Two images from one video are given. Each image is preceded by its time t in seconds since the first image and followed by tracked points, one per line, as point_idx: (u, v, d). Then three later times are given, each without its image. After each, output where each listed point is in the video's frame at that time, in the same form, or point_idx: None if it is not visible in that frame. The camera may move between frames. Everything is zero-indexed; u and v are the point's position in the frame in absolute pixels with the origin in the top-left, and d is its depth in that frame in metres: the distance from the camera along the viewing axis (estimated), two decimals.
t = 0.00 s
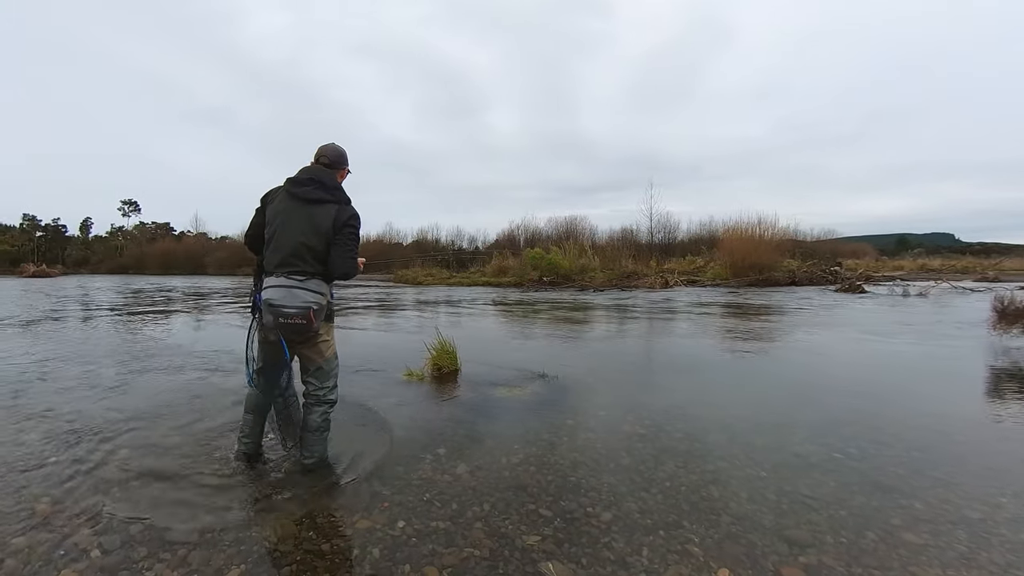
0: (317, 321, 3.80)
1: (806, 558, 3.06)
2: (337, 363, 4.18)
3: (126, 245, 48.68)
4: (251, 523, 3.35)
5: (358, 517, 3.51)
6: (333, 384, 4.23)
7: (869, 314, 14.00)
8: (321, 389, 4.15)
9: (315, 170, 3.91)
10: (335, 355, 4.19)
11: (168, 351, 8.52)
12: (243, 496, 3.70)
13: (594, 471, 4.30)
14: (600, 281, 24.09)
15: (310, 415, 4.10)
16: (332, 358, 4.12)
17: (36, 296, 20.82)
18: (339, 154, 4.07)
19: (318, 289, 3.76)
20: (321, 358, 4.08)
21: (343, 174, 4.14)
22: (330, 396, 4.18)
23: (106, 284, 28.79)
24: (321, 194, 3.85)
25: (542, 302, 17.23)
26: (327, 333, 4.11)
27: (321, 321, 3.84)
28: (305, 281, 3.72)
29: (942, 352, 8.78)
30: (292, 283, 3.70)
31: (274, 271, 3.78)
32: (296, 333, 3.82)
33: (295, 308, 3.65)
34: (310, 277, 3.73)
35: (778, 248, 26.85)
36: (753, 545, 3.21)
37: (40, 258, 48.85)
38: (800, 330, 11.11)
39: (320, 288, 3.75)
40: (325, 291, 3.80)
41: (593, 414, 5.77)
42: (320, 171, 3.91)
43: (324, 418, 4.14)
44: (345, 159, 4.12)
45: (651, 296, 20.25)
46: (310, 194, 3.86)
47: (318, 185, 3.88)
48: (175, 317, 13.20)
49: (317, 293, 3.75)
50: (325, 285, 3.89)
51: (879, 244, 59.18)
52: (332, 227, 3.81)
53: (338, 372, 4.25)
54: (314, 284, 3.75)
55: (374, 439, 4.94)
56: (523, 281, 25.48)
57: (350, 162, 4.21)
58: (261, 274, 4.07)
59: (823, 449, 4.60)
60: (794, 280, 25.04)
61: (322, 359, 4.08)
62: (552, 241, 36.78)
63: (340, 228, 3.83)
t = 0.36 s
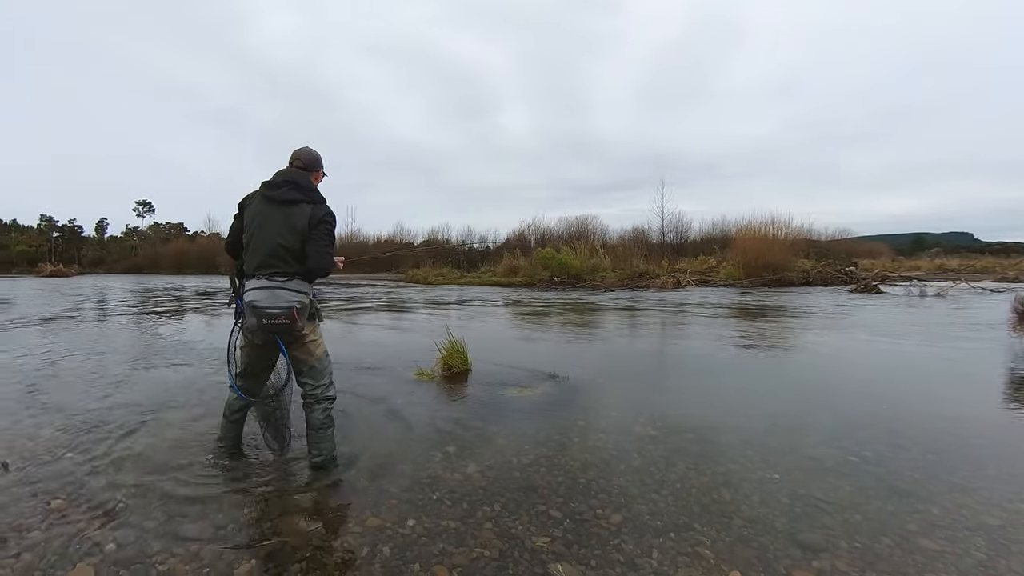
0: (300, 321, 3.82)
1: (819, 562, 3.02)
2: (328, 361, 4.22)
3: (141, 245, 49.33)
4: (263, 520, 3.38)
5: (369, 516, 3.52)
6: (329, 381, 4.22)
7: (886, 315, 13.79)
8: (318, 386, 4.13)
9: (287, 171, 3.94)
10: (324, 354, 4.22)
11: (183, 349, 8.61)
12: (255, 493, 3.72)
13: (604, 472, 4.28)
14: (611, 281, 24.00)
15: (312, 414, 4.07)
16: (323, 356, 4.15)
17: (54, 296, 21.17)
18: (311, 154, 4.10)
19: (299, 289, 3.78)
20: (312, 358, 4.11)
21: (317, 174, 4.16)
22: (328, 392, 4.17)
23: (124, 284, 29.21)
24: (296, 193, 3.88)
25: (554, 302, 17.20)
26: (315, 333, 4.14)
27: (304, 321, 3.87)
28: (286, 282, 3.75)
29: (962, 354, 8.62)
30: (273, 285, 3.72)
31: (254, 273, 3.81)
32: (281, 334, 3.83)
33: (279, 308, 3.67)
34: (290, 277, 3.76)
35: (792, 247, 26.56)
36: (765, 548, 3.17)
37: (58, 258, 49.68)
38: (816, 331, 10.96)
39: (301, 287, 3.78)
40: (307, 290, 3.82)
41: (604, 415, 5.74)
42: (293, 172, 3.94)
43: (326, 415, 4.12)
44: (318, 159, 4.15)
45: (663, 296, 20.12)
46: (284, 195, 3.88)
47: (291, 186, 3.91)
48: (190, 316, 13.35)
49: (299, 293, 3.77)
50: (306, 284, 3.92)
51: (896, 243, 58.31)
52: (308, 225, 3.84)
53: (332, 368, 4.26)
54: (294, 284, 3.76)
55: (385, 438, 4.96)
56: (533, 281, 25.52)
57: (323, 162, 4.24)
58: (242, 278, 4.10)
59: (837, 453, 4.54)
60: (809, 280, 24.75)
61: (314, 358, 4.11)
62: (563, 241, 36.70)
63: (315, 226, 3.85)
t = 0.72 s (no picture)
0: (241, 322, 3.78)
1: (832, 567, 2.97)
2: (295, 352, 4.27)
3: (157, 245, 49.96)
4: (274, 517, 3.41)
5: (378, 514, 3.53)
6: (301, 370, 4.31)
7: (902, 316, 13.61)
8: (291, 376, 4.23)
9: (234, 174, 3.94)
10: (291, 346, 4.26)
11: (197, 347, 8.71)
12: (266, 491, 3.75)
13: (615, 473, 4.25)
14: (622, 281, 23.92)
15: (286, 403, 4.19)
16: (288, 349, 4.21)
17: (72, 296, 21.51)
18: (263, 157, 4.08)
19: (240, 291, 3.72)
20: (276, 353, 4.18)
21: (271, 175, 4.14)
22: (301, 381, 4.27)
23: (142, 283, 29.65)
24: (240, 196, 3.85)
25: (565, 303, 17.17)
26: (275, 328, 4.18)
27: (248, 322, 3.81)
28: (228, 285, 3.71)
29: (979, 356, 8.47)
30: (214, 287, 3.70)
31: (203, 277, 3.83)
32: (229, 334, 3.84)
33: (217, 312, 3.65)
34: (232, 279, 3.73)
35: (806, 247, 26.29)
36: (776, 552, 3.13)
37: (77, 258, 50.51)
38: (831, 332, 10.84)
39: (242, 290, 3.72)
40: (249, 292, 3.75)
41: (615, 415, 5.71)
42: (240, 174, 3.93)
43: (300, 402, 4.23)
44: (270, 160, 4.12)
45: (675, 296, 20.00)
46: (231, 198, 3.88)
47: (238, 189, 3.90)
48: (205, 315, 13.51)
49: (240, 295, 3.72)
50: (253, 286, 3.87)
51: (913, 243, 57.47)
52: (251, 227, 3.80)
53: (302, 357, 4.33)
54: (235, 287, 3.71)
55: (395, 437, 4.97)
56: (544, 281, 25.52)
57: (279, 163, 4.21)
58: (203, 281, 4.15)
59: (851, 456, 4.47)
60: (823, 280, 24.47)
61: (279, 353, 4.18)
62: (574, 240, 36.64)
63: (258, 227, 3.80)
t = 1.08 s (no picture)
0: (224, 326, 3.73)
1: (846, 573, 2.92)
2: (265, 358, 4.24)
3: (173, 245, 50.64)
4: (285, 514, 3.43)
5: (389, 513, 3.54)
6: (265, 380, 4.27)
7: (920, 317, 13.39)
8: (252, 381, 4.20)
9: (207, 176, 3.90)
10: (262, 352, 4.23)
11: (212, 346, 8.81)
12: (277, 488, 3.79)
13: (626, 475, 4.22)
14: (634, 281, 23.82)
15: (231, 400, 4.15)
16: (258, 356, 4.17)
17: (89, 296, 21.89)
18: (238, 157, 4.06)
19: (220, 295, 3.68)
20: (247, 358, 4.14)
21: (246, 175, 4.11)
22: (260, 389, 4.23)
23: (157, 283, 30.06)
24: (214, 199, 3.82)
25: (577, 302, 17.14)
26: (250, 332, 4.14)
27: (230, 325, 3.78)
28: (207, 289, 3.69)
29: (1000, 358, 8.30)
30: (193, 293, 3.65)
31: (182, 282, 3.83)
32: (209, 339, 3.77)
33: (197, 318, 3.59)
34: (210, 283, 3.73)
35: (821, 246, 25.97)
36: (789, 556, 3.09)
37: (95, 258, 51.34)
38: (847, 334, 10.69)
39: (221, 293, 3.69)
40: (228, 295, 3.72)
41: (627, 416, 5.68)
42: (213, 176, 3.90)
43: (244, 406, 4.18)
44: (245, 160, 4.09)
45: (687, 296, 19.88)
46: (205, 201, 3.85)
47: (211, 191, 3.86)
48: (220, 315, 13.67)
49: (219, 298, 3.68)
50: (232, 289, 3.86)
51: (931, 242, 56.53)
52: (226, 231, 3.78)
53: (269, 368, 4.30)
54: (214, 291, 3.69)
55: (405, 436, 4.98)
56: (555, 281, 25.51)
57: (253, 161, 4.17)
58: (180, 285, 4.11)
59: (865, 459, 4.40)
60: (838, 280, 24.17)
61: (249, 359, 4.15)
62: (585, 240, 36.55)
63: (233, 231, 3.78)
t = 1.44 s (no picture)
0: (198, 317, 3.76)
1: None
2: (237, 353, 4.28)
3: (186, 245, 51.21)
4: (294, 512, 3.45)
5: (398, 512, 3.55)
6: (236, 377, 4.26)
7: (936, 318, 13.18)
8: (222, 379, 4.18)
9: (190, 167, 3.92)
10: (233, 347, 4.27)
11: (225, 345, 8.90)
12: (288, 485, 3.82)
13: (635, 476, 4.20)
14: (644, 281, 23.70)
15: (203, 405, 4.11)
16: (228, 350, 4.21)
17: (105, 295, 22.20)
18: (221, 151, 4.13)
19: (195, 285, 3.73)
20: (218, 352, 4.17)
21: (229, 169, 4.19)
22: (230, 388, 4.22)
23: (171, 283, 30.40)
24: (196, 191, 3.86)
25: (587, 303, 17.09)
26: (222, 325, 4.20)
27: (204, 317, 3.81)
28: (182, 279, 3.73)
29: (1019, 360, 8.14)
30: (167, 283, 3.69)
31: (155, 270, 3.84)
32: (183, 330, 3.80)
33: (171, 307, 3.62)
34: (188, 274, 3.78)
35: (835, 246, 25.67)
36: (801, 560, 3.05)
37: (110, 258, 52.06)
38: (862, 335, 10.54)
39: (197, 284, 3.74)
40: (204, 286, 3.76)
41: (637, 417, 5.65)
42: (196, 168, 3.92)
43: (218, 408, 4.15)
44: (227, 154, 4.17)
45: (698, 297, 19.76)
46: (185, 191, 3.87)
47: (193, 182, 3.89)
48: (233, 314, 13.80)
49: (195, 289, 3.72)
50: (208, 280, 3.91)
51: (947, 242, 55.66)
52: (207, 224, 3.84)
53: (240, 365, 4.30)
54: (190, 281, 3.74)
55: (415, 436, 4.99)
56: (565, 281, 25.46)
57: (236, 156, 4.25)
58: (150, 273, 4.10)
59: (879, 463, 4.34)
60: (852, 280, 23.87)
61: (220, 353, 4.18)
62: (595, 240, 36.43)
63: (215, 225, 3.84)
